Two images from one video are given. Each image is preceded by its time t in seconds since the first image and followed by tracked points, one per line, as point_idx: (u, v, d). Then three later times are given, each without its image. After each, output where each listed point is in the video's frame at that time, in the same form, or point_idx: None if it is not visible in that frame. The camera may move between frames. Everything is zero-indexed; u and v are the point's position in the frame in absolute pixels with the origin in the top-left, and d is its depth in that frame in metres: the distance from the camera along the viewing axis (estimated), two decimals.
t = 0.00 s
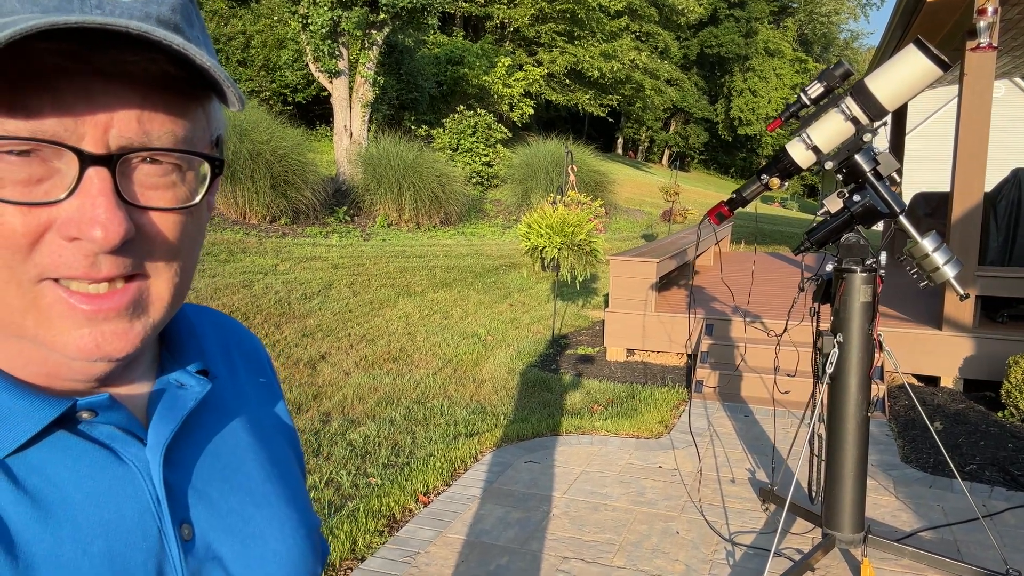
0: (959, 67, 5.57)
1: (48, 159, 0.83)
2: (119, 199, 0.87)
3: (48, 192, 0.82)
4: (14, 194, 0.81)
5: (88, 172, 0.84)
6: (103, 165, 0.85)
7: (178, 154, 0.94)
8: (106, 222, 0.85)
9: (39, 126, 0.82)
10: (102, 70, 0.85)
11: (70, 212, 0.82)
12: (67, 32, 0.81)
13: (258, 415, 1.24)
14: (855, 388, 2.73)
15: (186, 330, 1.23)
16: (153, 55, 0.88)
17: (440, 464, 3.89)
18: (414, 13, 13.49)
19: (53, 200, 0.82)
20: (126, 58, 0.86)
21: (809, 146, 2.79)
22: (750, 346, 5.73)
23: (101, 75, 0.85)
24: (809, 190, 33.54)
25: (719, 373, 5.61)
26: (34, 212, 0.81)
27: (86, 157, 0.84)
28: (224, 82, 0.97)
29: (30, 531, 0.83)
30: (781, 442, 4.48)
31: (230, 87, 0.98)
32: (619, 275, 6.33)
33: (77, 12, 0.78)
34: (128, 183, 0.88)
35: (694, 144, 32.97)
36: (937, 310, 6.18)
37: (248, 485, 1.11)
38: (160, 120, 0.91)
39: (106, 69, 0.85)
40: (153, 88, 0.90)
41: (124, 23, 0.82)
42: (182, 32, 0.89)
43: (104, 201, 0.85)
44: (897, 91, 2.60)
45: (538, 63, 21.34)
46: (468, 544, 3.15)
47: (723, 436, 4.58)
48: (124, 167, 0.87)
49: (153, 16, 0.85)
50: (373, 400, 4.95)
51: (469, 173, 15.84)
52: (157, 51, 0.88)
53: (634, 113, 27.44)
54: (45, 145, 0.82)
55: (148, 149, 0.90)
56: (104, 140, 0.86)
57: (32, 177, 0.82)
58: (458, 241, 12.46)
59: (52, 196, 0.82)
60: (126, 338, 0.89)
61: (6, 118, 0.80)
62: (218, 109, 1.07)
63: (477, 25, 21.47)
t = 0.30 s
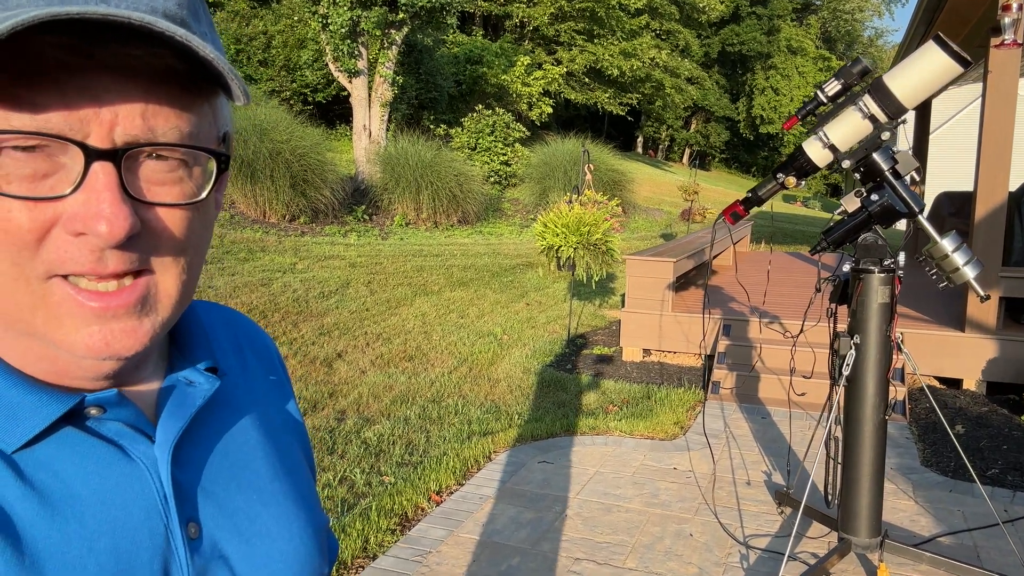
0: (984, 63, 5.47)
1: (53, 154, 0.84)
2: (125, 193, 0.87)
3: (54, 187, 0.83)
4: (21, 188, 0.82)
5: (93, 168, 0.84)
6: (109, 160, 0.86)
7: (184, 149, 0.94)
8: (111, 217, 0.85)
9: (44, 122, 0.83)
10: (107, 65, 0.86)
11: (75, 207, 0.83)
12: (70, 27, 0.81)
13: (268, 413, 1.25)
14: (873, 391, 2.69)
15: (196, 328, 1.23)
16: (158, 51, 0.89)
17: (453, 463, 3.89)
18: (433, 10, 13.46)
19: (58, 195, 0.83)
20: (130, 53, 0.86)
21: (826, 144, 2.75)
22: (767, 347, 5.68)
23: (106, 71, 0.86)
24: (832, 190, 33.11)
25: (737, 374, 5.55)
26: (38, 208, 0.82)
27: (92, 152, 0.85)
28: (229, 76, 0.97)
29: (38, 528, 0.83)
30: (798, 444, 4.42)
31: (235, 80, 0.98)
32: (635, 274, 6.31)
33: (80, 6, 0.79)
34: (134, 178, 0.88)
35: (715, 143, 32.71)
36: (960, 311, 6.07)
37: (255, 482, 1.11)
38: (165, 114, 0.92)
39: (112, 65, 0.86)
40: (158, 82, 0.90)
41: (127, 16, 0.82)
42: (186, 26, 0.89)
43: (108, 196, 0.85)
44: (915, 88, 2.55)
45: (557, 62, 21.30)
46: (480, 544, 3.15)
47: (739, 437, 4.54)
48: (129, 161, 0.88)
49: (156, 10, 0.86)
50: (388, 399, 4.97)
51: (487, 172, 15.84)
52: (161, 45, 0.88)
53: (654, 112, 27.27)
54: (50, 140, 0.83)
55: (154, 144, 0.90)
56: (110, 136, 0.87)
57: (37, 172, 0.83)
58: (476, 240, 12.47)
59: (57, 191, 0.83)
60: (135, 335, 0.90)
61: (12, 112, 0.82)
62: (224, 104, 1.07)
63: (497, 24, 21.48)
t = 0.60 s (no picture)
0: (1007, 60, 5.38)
1: (66, 156, 0.84)
2: (137, 196, 0.88)
3: (67, 189, 0.84)
4: (35, 192, 0.83)
5: (106, 170, 0.85)
6: (121, 162, 0.86)
7: (197, 151, 0.94)
8: (124, 219, 0.86)
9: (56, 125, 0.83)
10: (119, 67, 0.86)
11: (89, 209, 0.84)
12: (82, 30, 0.82)
13: (284, 411, 1.26)
14: (889, 395, 2.65)
15: (212, 327, 1.24)
16: (169, 51, 0.89)
17: (464, 463, 3.90)
18: (450, 10, 13.48)
19: (71, 197, 0.83)
20: (142, 54, 0.87)
21: (840, 143, 2.73)
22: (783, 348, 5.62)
23: (118, 74, 0.86)
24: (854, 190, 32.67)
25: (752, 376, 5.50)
26: (52, 210, 0.83)
27: (104, 154, 0.85)
28: (241, 77, 0.97)
29: (54, 527, 0.84)
30: (814, 447, 4.37)
31: (247, 82, 0.99)
32: (649, 275, 6.28)
33: (91, 8, 0.80)
34: (146, 180, 0.89)
35: (735, 142, 32.44)
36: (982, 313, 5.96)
37: (270, 482, 1.12)
38: (177, 116, 0.92)
39: (124, 67, 0.87)
40: (170, 83, 0.91)
41: (137, 18, 0.83)
42: (197, 27, 0.90)
43: (121, 198, 0.86)
44: (931, 86, 2.51)
45: (575, 61, 21.26)
46: (490, 545, 3.15)
47: (754, 440, 4.50)
48: (142, 164, 0.88)
49: (167, 11, 0.87)
50: (402, 398, 4.98)
51: (504, 171, 15.83)
52: (173, 46, 0.89)
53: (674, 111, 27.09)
54: (63, 143, 0.83)
55: (167, 145, 0.91)
56: (122, 139, 0.87)
57: (50, 175, 0.83)
58: (492, 240, 12.46)
59: (70, 193, 0.84)
60: (147, 335, 0.91)
61: (25, 116, 0.82)
62: (237, 105, 1.07)
63: (516, 24, 21.51)
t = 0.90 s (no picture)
0: None
1: (83, 151, 0.84)
2: (153, 190, 0.88)
3: (84, 184, 0.84)
4: (53, 187, 0.82)
5: (122, 164, 0.85)
6: (138, 156, 0.86)
7: (212, 144, 0.94)
8: (139, 213, 0.85)
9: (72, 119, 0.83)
10: (135, 60, 0.86)
11: (105, 204, 0.84)
12: (97, 23, 0.82)
13: (302, 408, 1.25)
14: (904, 398, 2.61)
15: (231, 323, 1.24)
16: (185, 44, 0.89)
17: (475, 464, 3.89)
18: (467, 10, 13.48)
19: (88, 192, 0.83)
20: (156, 47, 0.86)
21: (854, 141, 2.68)
22: (799, 350, 5.56)
23: (134, 67, 0.86)
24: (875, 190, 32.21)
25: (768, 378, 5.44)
26: (71, 204, 0.82)
27: (121, 149, 0.85)
28: (255, 69, 0.97)
29: (73, 524, 0.83)
30: (829, 451, 4.32)
31: (261, 74, 0.98)
32: (664, 275, 6.23)
33: None
34: (162, 174, 0.89)
35: (755, 141, 32.12)
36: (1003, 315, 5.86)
37: (290, 477, 1.11)
38: (192, 110, 0.92)
39: (140, 59, 0.86)
40: (187, 77, 0.90)
41: (152, 10, 0.83)
42: (212, 19, 0.89)
43: (138, 193, 0.86)
44: (947, 82, 2.47)
45: (593, 60, 21.18)
46: (499, 546, 3.14)
47: (769, 443, 4.45)
48: (158, 158, 0.88)
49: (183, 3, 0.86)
50: (414, 397, 4.98)
51: (519, 171, 15.80)
52: (189, 39, 0.89)
53: (694, 109, 26.89)
54: (78, 137, 0.83)
55: (183, 140, 0.90)
56: (139, 132, 0.87)
57: (68, 170, 0.83)
58: (507, 240, 12.43)
59: (87, 188, 0.84)
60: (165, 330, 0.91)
61: (42, 110, 0.81)
62: (252, 99, 1.07)
63: (533, 23, 21.48)
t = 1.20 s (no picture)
0: None
1: (110, 160, 0.85)
2: (178, 197, 0.89)
3: (111, 193, 0.85)
4: (81, 196, 0.84)
5: (148, 172, 0.86)
6: (163, 164, 0.87)
7: (236, 151, 0.95)
8: (166, 220, 0.87)
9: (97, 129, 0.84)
10: (159, 69, 0.87)
11: (133, 211, 0.85)
12: (123, 33, 0.83)
13: (326, 409, 1.26)
14: (921, 403, 2.57)
15: (255, 327, 1.26)
16: (207, 51, 0.90)
17: (487, 465, 3.90)
18: (483, 10, 13.50)
19: (116, 201, 0.85)
20: (180, 56, 0.87)
21: (870, 143, 2.65)
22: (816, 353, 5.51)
23: (157, 76, 0.86)
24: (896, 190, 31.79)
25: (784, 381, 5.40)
26: (100, 213, 0.84)
27: (147, 157, 0.86)
28: (276, 75, 0.97)
29: (107, 526, 0.85)
30: (846, 455, 4.27)
31: (282, 79, 0.99)
32: (679, 277, 6.20)
33: (129, 10, 0.81)
34: (187, 181, 0.90)
35: (774, 141, 31.84)
36: None
37: (317, 477, 1.12)
38: (215, 117, 0.92)
39: (163, 68, 0.87)
40: (210, 85, 0.91)
41: (175, 19, 0.84)
42: (233, 27, 0.90)
43: (163, 200, 0.87)
44: (964, 83, 2.45)
45: (609, 59, 21.12)
46: (510, 548, 3.14)
47: (785, 446, 4.42)
48: (182, 165, 0.89)
49: (204, 12, 0.87)
50: (427, 398, 5.00)
51: (534, 171, 15.79)
52: (211, 47, 0.89)
53: (712, 108, 26.69)
54: (105, 146, 0.84)
55: (207, 147, 0.91)
56: (163, 140, 0.88)
57: (96, 179, 0.84)
58: (522, 240, 12.43)
59: (114, 196, 0.85)
60: (193, 335, 0.92)
61: (68, 121, 0.82)
62: (273, 104, 1.08)
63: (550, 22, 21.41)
